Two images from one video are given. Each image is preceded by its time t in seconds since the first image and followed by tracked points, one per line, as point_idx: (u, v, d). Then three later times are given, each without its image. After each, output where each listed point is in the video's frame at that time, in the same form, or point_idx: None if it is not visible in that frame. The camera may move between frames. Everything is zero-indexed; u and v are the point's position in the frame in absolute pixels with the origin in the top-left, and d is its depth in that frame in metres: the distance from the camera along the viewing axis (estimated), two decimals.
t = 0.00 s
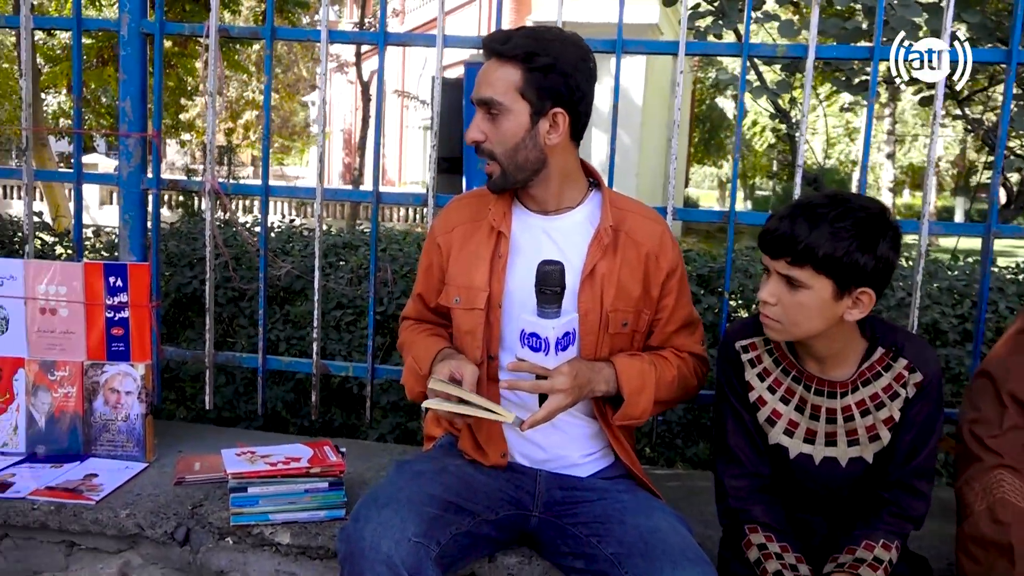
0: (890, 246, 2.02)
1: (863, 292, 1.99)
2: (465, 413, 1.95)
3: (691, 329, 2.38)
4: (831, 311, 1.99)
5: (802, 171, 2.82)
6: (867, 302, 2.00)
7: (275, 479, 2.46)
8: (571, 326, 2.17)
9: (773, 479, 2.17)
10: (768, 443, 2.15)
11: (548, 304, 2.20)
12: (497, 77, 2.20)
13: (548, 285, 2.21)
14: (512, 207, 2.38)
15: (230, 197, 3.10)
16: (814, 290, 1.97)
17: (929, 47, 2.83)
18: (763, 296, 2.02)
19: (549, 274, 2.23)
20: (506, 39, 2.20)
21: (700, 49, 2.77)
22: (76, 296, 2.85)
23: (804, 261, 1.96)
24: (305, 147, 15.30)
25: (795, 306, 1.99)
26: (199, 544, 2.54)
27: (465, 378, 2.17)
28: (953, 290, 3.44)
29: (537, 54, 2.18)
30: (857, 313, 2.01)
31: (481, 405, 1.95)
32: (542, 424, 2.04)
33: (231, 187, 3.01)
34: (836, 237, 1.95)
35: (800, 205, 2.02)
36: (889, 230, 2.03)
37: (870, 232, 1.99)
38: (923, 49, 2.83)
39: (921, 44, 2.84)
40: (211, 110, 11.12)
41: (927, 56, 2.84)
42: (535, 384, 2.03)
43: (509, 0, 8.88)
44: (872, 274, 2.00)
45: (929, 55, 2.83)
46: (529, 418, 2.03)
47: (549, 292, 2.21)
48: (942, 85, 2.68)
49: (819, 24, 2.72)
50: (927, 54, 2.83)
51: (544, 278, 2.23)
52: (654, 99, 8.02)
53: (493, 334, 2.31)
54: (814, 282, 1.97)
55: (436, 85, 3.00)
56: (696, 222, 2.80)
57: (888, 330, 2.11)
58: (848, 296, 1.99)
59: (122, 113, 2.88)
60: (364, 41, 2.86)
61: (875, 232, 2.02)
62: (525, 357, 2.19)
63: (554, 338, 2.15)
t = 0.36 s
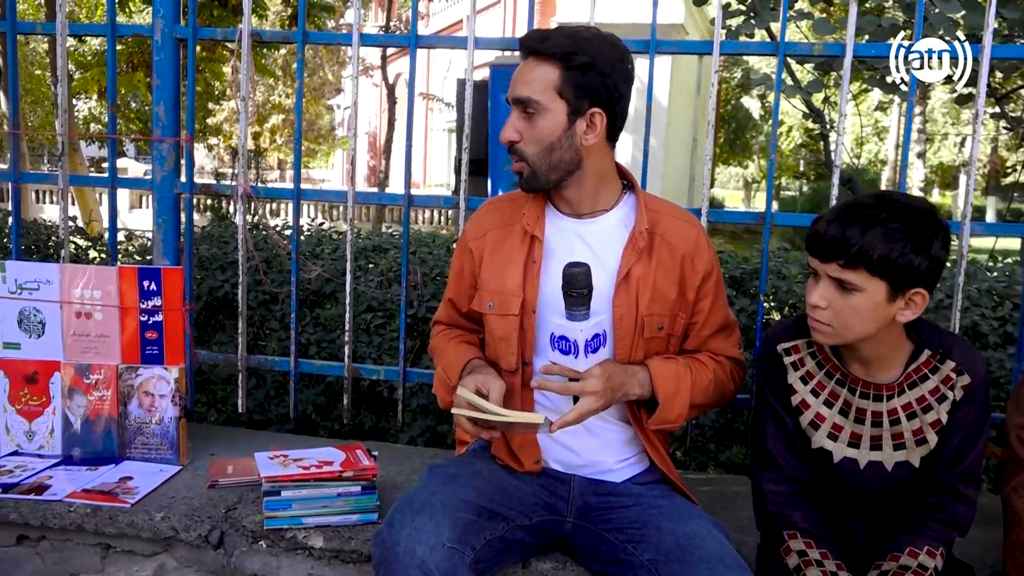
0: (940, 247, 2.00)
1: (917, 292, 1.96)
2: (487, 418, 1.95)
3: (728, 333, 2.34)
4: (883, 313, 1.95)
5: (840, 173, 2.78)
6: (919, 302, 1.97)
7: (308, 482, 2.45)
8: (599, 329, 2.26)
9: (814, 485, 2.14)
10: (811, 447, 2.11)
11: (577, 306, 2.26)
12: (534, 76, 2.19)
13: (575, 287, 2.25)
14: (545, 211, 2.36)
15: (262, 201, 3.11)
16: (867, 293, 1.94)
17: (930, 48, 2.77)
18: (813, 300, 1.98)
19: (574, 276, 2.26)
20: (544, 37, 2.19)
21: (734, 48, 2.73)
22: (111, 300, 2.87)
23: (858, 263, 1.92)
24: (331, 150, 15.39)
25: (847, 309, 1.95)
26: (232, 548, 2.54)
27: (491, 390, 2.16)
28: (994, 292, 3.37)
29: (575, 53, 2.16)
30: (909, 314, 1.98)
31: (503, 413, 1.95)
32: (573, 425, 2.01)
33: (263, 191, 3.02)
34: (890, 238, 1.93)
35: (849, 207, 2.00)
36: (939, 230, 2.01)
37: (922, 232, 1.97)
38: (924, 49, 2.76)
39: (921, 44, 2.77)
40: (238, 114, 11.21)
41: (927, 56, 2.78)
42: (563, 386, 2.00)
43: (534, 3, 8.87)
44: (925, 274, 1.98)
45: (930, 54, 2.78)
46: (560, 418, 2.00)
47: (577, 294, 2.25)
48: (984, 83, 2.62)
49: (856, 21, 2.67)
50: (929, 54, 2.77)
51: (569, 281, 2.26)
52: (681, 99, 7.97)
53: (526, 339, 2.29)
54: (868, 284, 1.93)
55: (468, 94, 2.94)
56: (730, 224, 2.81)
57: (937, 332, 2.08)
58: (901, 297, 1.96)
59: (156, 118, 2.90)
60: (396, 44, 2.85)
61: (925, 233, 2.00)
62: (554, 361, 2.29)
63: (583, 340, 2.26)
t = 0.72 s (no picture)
0: (984, 249, 1.98)
1: (962, 296, 1.94)
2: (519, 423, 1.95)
3: (760, 338, 2.31)
4: (928, 318, 1.94)
5: (877, 176, 2.74)
6: (964, 305, 1.96)
7: (338, 487, 2.45)
8: (629, 331, 2.17)
9: (854, 492, 2.11)
10: (853, 453, 2.09)
11: (607, 308, 2.13)
12: (574, 74, 2.18)
13: (604, 289, 2.11)
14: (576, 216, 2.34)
15: (291, 205, 3.11)
16: (912, 299, 1.92)
17: (930, 47, 2.79)
18: (856, 307, 1.97)
19: (603, 278, 2.11)
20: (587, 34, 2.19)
21: (767, 50, 2.70)
22: (142, 304, 2.88)
23: (902, 270, 1.91)
24: (353, 152, 15.43)
25: (891, 316, 1.93)
26: (263, 552, 2.54)
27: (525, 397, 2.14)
28: None
29: (617, 52, 2.16)
30: (955, 317, 1.97)
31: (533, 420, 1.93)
32: (607, 429, 1.98)
33: (292, 196, 3.02)
34: (934, 244, 1.92)
35: (890, 213, 1.99)
36: (982, 233, 1.99)
37: (965, 236, 1.96)
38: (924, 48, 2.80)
39: (922, 45, 2.81)
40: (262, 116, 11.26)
41: (927, 57, 2.80)
42: (595, 390, 1.98)
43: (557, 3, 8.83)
44: (969, 277, 1.96)
45: (930, 54, 2.79)
46: (592, 423, 1.97)
47: (607, 295, 2.11)
48: None
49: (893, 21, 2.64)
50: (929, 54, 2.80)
51: (598, 282, 2.11)
52: (707, 100, 7.91)
53: (558, 346, 2.27)
54: (913, 290, 1.92)
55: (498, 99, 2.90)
56: (764, 227, 2.79)
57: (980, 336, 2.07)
58: (946, 301, 1.94)
59: (186, 122, 2.91)
60: (424, 47, 2.84)
61: (969, 236, 1.98)
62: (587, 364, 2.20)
63: (615, 343, 2.13)
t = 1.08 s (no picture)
0: None
1: (1004, 296, 1.90)
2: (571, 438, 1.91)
3: (789, 339, 2.31)
4: (970, 319, 1.90)
5: (913, 181, 2.71)
6: (1007, 306, 1.91)
7: (368, 496, 2.45)
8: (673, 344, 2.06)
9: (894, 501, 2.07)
10: (894, 460, 2.06)
11: (648, 319, 2.12)
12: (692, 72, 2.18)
13: (646, 300, 2.11)
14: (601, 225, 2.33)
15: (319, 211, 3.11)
16: (953, 299, 1.88)
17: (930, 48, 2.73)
18: (896, 308, 1.94)
19: (645, 289, 2.11)
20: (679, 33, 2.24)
21: (802, 53, 2.66)
22: (171, 311, 2.90)
23: (943, 269, 1.87)
24: (374, 156, 15.48)
25: (932, 316, 1.90)
26: (292, 560, 2.53)
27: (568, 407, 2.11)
28: None
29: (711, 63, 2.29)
30: (997, 318, 1.92)
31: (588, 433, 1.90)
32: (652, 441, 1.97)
33: (320, 203, 3.02)
34: (975, 243, 1.88)
35: (930, 212, 1.95)
36: None
37: (1007, 235, 1.92)
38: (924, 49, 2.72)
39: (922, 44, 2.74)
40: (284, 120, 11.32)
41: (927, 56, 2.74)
42: (641, 403, 1.96)
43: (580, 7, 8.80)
44: (1012, 278, 1.92)
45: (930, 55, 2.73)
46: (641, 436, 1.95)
47: (649, 307, 2.11)
48: None
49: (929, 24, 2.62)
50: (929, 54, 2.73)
51: (639, 293, 2.11)
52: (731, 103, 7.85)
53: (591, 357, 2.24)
54: (954, 290, 1.88)
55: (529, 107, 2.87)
56: (798, 233, 2.73)
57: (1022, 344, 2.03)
58: (988, 302, 1.90)
59: (215, 130, 2.91)
60: (453, 53, 2.83)
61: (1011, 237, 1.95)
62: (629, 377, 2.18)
63: (659, 354, 2.14)
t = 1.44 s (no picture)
0: None
1: None
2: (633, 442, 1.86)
3: (810, 341, 2.35)
4: (1015, 320, 1.86)
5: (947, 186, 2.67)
6: None
7: (394, 503, 2.44)
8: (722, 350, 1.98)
9: (928, 510, 2.04)
10: (928, 466, 2.03)
11: (700, 328, 1.94)
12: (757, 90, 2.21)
13: (701, 308, 1.92)
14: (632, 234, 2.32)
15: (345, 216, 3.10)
16: (999, 299, 1.85)
17: (932, 47, 2.89)
18: (940, 308, 1.90)
19: (702, 297, 1.93)
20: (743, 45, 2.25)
21: (834, 57, 2.69)
22: (196, 316, 2.90)
23: (990, 269, 1.84)
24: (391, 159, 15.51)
25: (978, 317, 1.86)
26: (318, 567, 2.51)
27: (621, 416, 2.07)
28: None
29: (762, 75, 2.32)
30: None
31: (650, 435, 1.84)
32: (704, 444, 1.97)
33: (345, 208, 3.01)
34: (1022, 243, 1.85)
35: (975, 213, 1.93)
36: None
37: None
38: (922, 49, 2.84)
39: (922, 45, 2.88)
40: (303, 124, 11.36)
41: (928, 55, 2.87)
42: (693, 411, 1.96)
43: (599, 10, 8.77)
44: None
45: (929, 54, 2.88)
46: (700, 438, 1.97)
47: (705, 315, 1.93)
48: None
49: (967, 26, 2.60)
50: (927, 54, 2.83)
51: (694, 301, 1.93)
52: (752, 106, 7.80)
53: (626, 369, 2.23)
54: (1000, 290, 1.85)
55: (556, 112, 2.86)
56: (830, 239, 2.69)
57: None
58: None
59: (241, 136, 2.92)
60: (479, 58, 2.81)
61: None
62: (677, 386, 1.97)
63: (714, 363, 1.92)
